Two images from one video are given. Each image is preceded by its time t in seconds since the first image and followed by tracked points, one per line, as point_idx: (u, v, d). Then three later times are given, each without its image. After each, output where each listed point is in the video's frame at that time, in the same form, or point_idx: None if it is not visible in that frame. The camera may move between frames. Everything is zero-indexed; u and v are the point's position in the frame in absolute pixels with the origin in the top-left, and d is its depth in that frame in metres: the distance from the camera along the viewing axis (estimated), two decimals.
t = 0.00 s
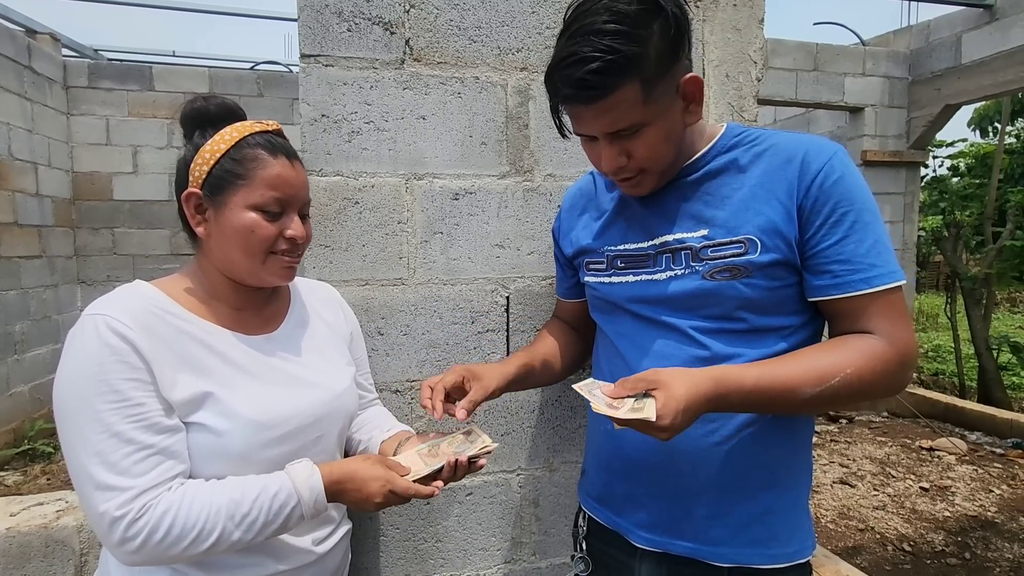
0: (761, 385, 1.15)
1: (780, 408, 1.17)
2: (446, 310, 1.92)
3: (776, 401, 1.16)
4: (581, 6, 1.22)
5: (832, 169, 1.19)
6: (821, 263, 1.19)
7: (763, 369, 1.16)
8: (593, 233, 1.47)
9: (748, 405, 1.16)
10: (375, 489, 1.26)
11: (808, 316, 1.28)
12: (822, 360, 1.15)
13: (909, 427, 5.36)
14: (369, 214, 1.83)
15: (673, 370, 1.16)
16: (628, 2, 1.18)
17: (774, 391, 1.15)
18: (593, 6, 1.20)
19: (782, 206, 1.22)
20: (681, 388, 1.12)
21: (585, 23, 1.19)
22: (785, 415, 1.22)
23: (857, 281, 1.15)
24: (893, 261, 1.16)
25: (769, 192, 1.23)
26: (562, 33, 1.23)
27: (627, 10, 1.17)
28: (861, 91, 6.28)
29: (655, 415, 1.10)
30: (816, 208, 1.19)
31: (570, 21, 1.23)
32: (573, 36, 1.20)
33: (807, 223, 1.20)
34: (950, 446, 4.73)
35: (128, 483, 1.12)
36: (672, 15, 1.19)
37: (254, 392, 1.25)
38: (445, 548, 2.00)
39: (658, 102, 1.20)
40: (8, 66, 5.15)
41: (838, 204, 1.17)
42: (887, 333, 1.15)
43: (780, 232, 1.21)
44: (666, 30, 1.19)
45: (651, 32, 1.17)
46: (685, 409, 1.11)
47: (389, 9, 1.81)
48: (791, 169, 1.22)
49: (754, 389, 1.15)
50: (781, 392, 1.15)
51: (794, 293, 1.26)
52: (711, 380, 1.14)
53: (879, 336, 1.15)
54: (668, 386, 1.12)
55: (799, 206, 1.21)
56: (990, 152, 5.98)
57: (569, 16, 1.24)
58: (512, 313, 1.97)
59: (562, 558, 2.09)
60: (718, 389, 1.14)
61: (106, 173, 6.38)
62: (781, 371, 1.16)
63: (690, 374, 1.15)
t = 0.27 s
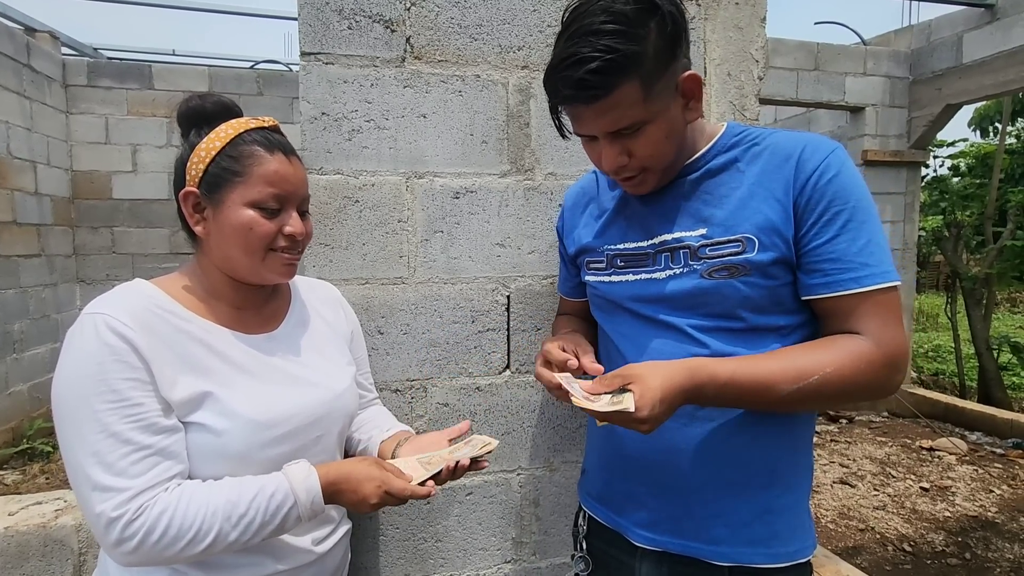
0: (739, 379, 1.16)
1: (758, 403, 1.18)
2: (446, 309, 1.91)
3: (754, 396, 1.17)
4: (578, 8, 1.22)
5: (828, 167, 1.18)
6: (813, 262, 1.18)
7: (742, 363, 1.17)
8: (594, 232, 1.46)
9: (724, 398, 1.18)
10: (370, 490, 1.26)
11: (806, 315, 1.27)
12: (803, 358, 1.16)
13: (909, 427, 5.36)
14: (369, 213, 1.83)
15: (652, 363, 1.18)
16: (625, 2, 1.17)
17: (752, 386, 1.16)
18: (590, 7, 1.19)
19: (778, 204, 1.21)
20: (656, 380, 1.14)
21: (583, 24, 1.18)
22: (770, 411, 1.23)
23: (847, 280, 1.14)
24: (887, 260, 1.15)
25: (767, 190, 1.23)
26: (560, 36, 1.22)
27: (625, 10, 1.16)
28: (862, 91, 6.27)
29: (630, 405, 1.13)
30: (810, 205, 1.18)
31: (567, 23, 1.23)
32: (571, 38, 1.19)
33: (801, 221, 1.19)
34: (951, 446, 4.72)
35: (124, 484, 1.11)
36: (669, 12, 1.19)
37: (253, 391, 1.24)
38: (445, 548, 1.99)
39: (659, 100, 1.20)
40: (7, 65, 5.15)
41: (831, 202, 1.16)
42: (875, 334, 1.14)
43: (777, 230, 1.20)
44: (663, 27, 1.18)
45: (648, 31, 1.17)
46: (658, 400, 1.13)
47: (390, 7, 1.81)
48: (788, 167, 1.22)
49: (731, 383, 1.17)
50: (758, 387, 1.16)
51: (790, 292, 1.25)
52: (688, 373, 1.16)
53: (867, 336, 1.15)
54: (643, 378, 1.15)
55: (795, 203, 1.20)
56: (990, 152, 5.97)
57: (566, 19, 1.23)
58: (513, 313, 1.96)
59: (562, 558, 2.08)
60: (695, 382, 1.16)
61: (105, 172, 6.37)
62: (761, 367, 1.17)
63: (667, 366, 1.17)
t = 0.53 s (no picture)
0: (746, 386, 1.16)
1: (766, 409, 1.18)
2: (446, 310, 1.90)
3: (760, 403, 1.17)
4: (578, 9, 1.21)
5: (831, 169, 1.18)
6: (818, 265, 1.18)
7: (749, 371, 1.17)
8: (597, 233, 1.46)
9: (731, 407, 1.17)
10: (366, 493, 1.26)
11: (809, 317, 1.27)
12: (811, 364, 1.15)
13: (910, 428, 5.35)
14: (369, 214, 1.82)
15: (659, 373, 1.16)
16: (623, 5, 1.16)
17: (759, 393, 1.16)
18: (589, 9, 1.19)
19: (782, 207, 1.21)
20: (665, 392, 1.12)
21: (581, 26, 1.17)
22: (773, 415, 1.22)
23: (852, 283, 1.14)
24: (891, 263, 1.14)
25: (770, 192, 1.22)
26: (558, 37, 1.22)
27: (622, 13, 1.15)
28: (862, 91, 6.27)
29: (640, 420, 1.11)
30: (814, 207, 1.18)
31: (567, 24, 1.22)
32: (568, 40, 1.19)
33: (807, 223, 1.19)
34: (951, 447, 4.72)
35: (119, 487, 1.11)
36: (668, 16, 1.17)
37: (250, 393, 1.24)
38: (445, 549, 1.99)
39: (654, 104, 1.19)
40: (7, 65, 5.14)
41: (836, 204, 1.16)
42: (881, 338, 1.14)
43: (780, 233, 1.20)
44: (661, 31, 1.17)
45: (645, 34, 1.16)
46: (670, 412, 1.12)
47: (389, 7, 1.80)
48: (792, 169, 1.21)
49: (738, 391, 1.16)
50: (766, 394, 1.16)
51: (794, 294, 1.24)
52: (697, 381, 1.15)
53: (873, 340, 1.14)
54: (652, 391, 1.13)
55: (798, 206, 1.20)
56: (991, 152, 5.96)
57: (566, 19, 1.22)
58: (513, 314, 1.96)
59: (562, 560, 2.07)
60: (703, 391, 1.15)
61: (105, 172, 6.36)
62: (767, 373, 1.16)
63: (674, 376, 1.16)
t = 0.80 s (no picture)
0: (778, 399, 1.14)
1: (795, 418, 1.17)
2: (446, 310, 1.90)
3: (790, 413, 1.15)
4: (583, 5, 1.20)
5: (840, 171, 1.17)
6: (832, 267, 1.17)
7: (778, 382, 1.15)
8: (598, 233, 1.45)
9: (764, 419, 1.15)
10: (364, 496, 1.25)
11: (817, 318, 1.27)
12: (838, 371, 1.14)
13: (911, 428, 5.34)
14: (369, 214, 1.82)
15: (690, 393, 1.13)
16: (627, 5, 1.15)
17: (789, 404, 1.14)
18: (593, 7, 1.18)
19: (789, 208, 1.20)
20: (701, 414, 1.09)
21: (583, 24, 1.16)
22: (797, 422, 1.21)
23: (868, 285, 1.14)
24: (904, 264, 1.14)
25: (776, 193, 1.22)
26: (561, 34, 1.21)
27: (625, 14, 1.14)
28: (863, 90, 6.26)
29: (684, 448, 1.06)
30: (826, 210, 1.17)
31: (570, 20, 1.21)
32: (570, 37, 1.18)
33: (817, 226, 1.18)
34: (952, 447, 4.71)
35: (114, 489, 1.11)
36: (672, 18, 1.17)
37: (251, 394, 1.24)
38: (445, 550, 1.98)
39: (654, 105, 1.18)
40: (7, 64, 5.14)
41: (848, 206, 1.15)
42: (901, 339, 1.15)
43: (788, 234, 1.19)
44: (664, 33, 1.17)
45: (648, 36, 1.15)
46: (710, 434, 1.09)
47: (389, 6, 1.79)
48: (799, 170, 1.20)
49: (770, 403, 1.14)
50: (796, 405, 1.15)
51: (803, 295, 1.24)
52: (729, 399, 1.13)
53: (893, 342, 1.15)
54: (691, 415, 1.09)
55: (807, 208, 1.19)
56: (992, 152, 5.95)
57: (570, 14, 1.21)
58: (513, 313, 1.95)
59: (563, 560, 2.07)
60: (736, 407, 1.13)
61: (105, 171, 6.36)
62: (795, 383, 1.15)
63: (708, 395, 1.13)
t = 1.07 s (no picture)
0: (799, 404, 1.13)
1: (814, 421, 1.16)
2: (447, 309, 1.90)
3: (810, 418, 1.15)
4: (589, 1, 1.20)
5: (847, 172, 1.17)
6: (841, 267, 1.17)
7: (795, 387, 1.14)
8: (600, 231, 1.45)
9: (785, 424, 1.15)
10: (368, 485, 1.26)
11: (820, 316, 1.27)
12: (854, 372, 1.14)
13: (911, 427, 5.34)
14: (369, 213, 1.81)
15: (712, 402, 1.12)
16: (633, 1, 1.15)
17: (810, 409, 1.13)
18: (598, 3, 1.17)
19: (796, 208, 1.20)
20: (727, 422, 1.09)
21: (589, 20, 1.16)
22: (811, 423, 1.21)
23: (877, 285, 1.14)
24: (910, 264, 1.15)
25: (782, 193, 1.21)
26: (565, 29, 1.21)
27: (631, 11, 1.14)
28: (863, 89, 6.26)
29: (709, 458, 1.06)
30: (835, 210, 1.17)
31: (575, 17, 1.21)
32: (576, 33, 1.18)
33: (825, 226, 1.18)
34: (952, 446, 4.71)
35: (116, 486, 1.10)
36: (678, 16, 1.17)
37: (253, 394, 1.24)
38: (445, 549, 1.98)
39: (658, 103, 1.18)
40: (7, 62, 5.13)
41: (856, 206, 1.15)
42: (910, 336, 1.15)
43: (796, 234, 1.19)
44: (670, 30, 1.16)
45: (654, 33, 1.15)
46: (734, 442, 1.09)
47: (389, 4, 1.79)
48: (805, 170, 1.20)
49: (792, 409, 1.13)
50: (816, 409, 1.14)
51: (809, 294, 1.24)
52: (751, 407, 1.12)
53: (903, 339, 1.15)
54: (719, 422, 1.09)
55: (816, 208, 1.19)
56: (993, 151, 5.94)
57: (575, 10, 1.21)
58: (513, 312, 1.95)
59: (563, 559, 2.07)
60: (759, 415, 1.12)
61: (104, 170, 6.36)
62: (814, 388, 1.14)
63: (731, 403, 1.12)
